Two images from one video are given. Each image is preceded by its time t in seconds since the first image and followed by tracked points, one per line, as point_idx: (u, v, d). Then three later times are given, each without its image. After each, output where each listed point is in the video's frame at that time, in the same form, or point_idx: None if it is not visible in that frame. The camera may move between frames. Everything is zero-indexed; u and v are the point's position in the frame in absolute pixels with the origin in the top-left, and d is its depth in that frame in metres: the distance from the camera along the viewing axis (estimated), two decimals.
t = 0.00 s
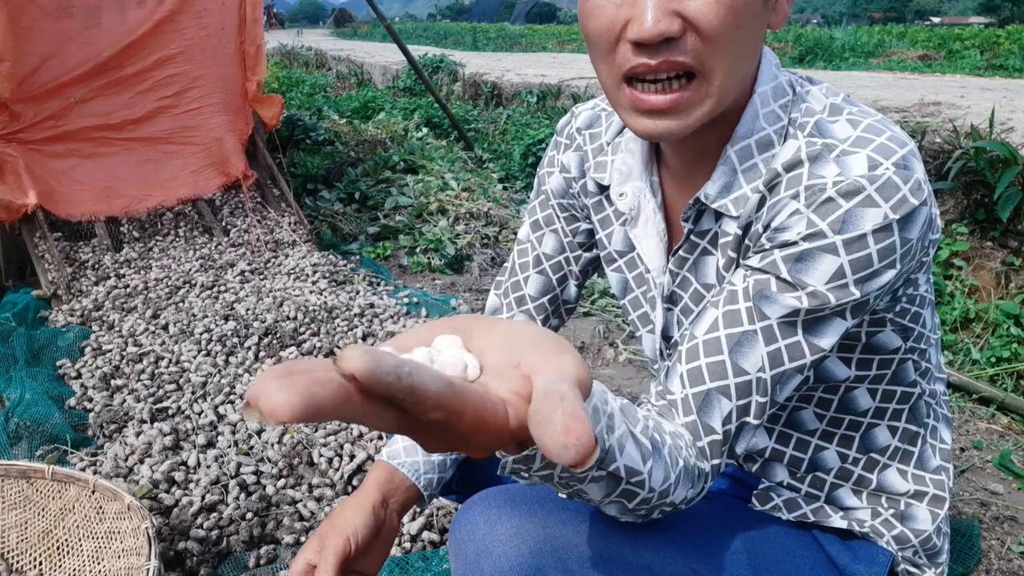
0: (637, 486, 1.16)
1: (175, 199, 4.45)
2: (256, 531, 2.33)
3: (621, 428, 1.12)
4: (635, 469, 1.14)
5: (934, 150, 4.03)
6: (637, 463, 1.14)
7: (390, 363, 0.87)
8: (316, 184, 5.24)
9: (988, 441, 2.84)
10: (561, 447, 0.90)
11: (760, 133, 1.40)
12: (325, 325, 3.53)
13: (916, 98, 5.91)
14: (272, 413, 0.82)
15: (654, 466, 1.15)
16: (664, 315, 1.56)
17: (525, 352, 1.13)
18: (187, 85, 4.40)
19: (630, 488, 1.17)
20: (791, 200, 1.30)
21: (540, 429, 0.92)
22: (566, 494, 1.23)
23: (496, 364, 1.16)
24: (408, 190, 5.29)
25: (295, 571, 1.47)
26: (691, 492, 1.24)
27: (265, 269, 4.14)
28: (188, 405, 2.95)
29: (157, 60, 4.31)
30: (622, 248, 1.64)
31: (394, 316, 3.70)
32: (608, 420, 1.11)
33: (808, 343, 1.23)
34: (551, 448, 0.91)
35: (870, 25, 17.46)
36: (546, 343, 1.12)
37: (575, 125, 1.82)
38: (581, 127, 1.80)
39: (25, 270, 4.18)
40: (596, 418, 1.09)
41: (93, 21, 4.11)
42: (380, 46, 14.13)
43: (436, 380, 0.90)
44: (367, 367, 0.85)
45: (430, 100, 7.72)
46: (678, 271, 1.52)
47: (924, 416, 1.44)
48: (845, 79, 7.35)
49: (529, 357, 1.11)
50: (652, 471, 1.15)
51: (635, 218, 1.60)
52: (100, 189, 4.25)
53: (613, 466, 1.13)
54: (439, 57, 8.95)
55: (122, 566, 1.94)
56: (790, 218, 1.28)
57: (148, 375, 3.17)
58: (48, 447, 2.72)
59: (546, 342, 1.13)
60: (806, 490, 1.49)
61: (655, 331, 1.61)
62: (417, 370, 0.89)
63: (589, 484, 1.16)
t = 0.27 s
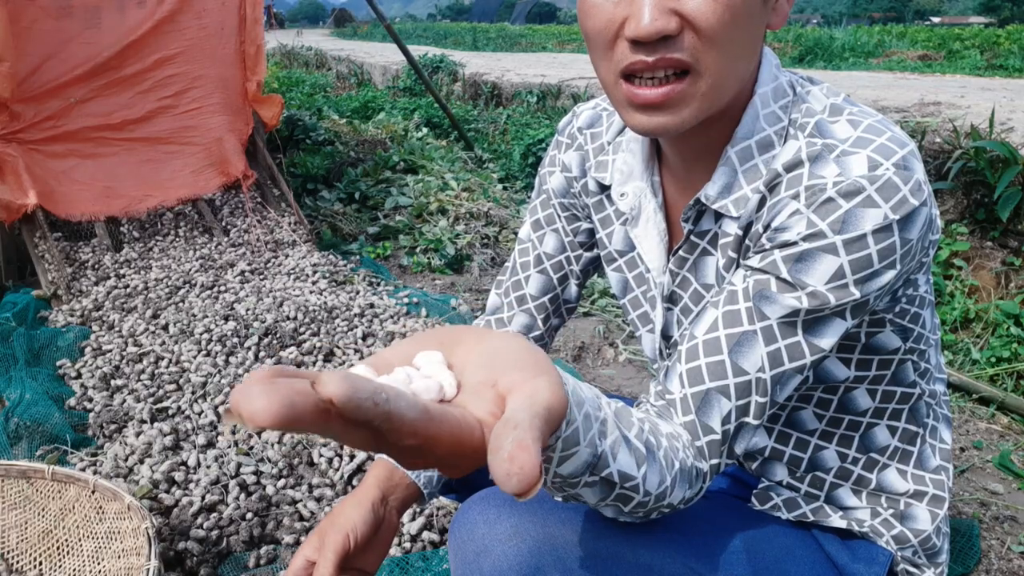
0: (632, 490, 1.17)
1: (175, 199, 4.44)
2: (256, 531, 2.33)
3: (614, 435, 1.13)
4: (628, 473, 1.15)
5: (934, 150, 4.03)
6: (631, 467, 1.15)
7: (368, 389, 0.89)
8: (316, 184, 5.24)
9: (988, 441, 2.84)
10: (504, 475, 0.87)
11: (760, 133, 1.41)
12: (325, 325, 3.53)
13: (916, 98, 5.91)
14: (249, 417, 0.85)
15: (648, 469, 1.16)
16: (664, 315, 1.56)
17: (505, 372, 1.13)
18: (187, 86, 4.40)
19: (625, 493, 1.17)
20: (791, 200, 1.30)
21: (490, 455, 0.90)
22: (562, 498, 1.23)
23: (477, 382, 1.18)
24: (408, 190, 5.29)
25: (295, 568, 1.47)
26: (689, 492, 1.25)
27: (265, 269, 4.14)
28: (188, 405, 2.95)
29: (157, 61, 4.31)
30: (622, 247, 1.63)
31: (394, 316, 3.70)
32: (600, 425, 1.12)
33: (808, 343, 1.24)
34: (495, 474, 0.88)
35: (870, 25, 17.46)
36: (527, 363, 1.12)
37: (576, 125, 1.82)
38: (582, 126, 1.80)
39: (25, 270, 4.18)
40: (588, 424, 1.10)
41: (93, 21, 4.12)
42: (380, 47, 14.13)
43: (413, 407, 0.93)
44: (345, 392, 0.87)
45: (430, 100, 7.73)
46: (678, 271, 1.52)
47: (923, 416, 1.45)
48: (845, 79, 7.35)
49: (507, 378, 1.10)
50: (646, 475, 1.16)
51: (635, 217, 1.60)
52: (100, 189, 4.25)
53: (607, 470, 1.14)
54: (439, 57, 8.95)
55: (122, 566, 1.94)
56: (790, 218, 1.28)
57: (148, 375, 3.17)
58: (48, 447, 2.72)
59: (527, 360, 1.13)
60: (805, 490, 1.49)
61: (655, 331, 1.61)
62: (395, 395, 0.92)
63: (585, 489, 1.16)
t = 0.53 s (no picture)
0: (633, 491, 1.17)
1: (175, 199, 4.44)
2: (256, 531, 2.33)
3: (616, 435, 1.13)
4: (630, 475, 1.15)
5: (934, 150, 4.03)
6: (632, 469, 1.15)
7: (365, 401, 0.90)
8: (316, 184, 5.24)
9: (988, 441, 2.84)
10: (491, 472, 0.87)
11: (760, 134, 1.41)
12: (325, 325, 3.53)
13: (916, 98, 5.91)
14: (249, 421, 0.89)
15: (649, 470, 1.16)
16: (665, 316, 1.56)
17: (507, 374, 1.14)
18: (187, 86, 4.40)
19: (626, 494, 1.17)
20: (792, 201, 1.30)
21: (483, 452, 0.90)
22: (563, 499, 1.23)
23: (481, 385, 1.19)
24: (408, 190, 5.29)
25: (296, 568, 1.48)
26: (689, 493, 1.24)
27: (265, 269, 4.14)
28: (188, 405, 2.95)
29: (157, 61, 4.31)
30: (623, 247, 1.63)
31: (394, 316, 3.70)
32: (602, 426, 1.12)
33: (809, 345, 1.24)
34: (483, 472, 0.88)
35: (870, 25, 17.47)
36: (528, 363, 1.12)
37: (577, 125, 1.82)
38: (583, 126, 1.80)
39: (25, 270, 4.18)
40: (590, 425, 1.10)
41: (93, 21, 4.12)
42: (381, 47, 14.13)
43: (410, 414, 0.95)
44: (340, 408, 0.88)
45: (430, 100, 7.73)
46: (678, 272, 1.52)
47: (924, 417, 1.44)
48: (845, 78, 7.35)
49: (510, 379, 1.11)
50: (648, 477, 1.16)
51: (635, 218, 1.60)
52: (100, 189, 4.25)
53: (607, 471, 1.14)
54: (439, 57, 8.95)
55: (121, 566, 1.94)
56: (790, 219, 1.28)
57: (148, 375, 3.17)
58: (48, 447, 2.71)
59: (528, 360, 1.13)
60: (806, 490, 1.49)
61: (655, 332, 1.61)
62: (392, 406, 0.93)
63: (586, 490, 1.16)
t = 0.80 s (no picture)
0: (632, 492, 1.17)
1: (174, 199, 4.44)
2: (256, 531, 2.33)
3: (615, 436, 1.13)
4: (629, 475, 1.15)
5: (934, 150, 4.03)
6: (631, 470, 1.15)
7: (350, 414, 0.91)
8: (316, 184, 5.24)
9: (988, 440, 2.84)
10: (489, 477, 0.87)
11: (761, 136, 1.41)
12: (325, 325, 3.53)
13: (916, 98, 5.91)
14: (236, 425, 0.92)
15: (649, 471, 1.16)
16: (665, 316, 1.56)
17: (501, 376, 1.14)
18: (187, 85, 4.40)
19: (625, 495, 1.17)
20: (792, 202, 1.30)
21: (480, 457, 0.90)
22: (563, 500, 1.23)
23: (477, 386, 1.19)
24: (408, 189, 5.28)
25: (295, 568, 1.48)
26: (689, 493, 1.24)
27: (264, 268, 4.14)
28: (188, 405, 2.95)
29: (157, 60, 4.31)
30: (623, 248, 1.63)
31: (394, 316, 3.70)
32: (600, 427, 1.12)
33: (808, 346, 1.24)
34: (481, 477, 0.87)
35: (870, 25, 17.46)
36: (524, 366, 1.12)
37: (578, 125, 1.82)
38: (583, 126, 1.80)
39: (25, 269, 4.17)
40: (588, 425, 1.10)
41: (93, 21, 4.12)
42: (381, 46, 14.13)
43: (398, 423, 0.95)
44: (324, 424, 0.89)
45: (430, 99, 7.73)
46: (678, 273, 1.52)
47: (924, 417, 1.44)
48: (845, 78, 7.35)
49: (505, 381, 1.11)
50: (647, 477, 1.16)
51: (636, 218, 1.60)
52: (100, 189, 4.25)
53: (605, 472, 1.14)
54: (439, 57, 8.94)
55: (121, 566, 1.94)
56: (790, 220, 1.28)
57: (148, 375, 3.16)
58: (48, 447, 2.71)
59: (524, 363, 1.13)
60: (806, 491, 1.49)
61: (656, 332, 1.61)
62: (379, 417, 0.93)
63: (585, 490, 1.16)
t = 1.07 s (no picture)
0: (631, 492, 1.17)
1: (175, 199, 4.44)
2: (256, 530, 2.33)
3: (615, 436, 1.13)
4: (629, 475, 1.15)
5: (934, 150, 4.03)
6: (631, 469, 1.15)
7: (338, 421, 0.91)
8: (316, 184, 5.24)
9: (988, 440, 2.83)
10: (495, 473, 0.87)
11: (761, 135, 1.41)
12: (325, 325, 3.53)
13: (916, 98, 5.91)
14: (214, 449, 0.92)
15: (649, 471, 1.16)
16: (665, 316, 1.56)
17: (501, 372, 1.14)
18: (187, 85, 4.40)
19: (624, 494, 1.17)
20: (792, 202, 1.30)
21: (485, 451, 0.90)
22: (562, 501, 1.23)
23: (476, 382, 1.19)
24: (408, 189, 5.28)
25: (295, 567, 1.49)
26: (689, 494, 1.24)
27: (265, 268, 4.14)
28: (188, 405, 2.95)
29: (157, 60, 4.31)
30: (623, 248, 1.63)
31: (394, 316, 3.70)
32: (600, 427, 1.12)
33: (809, 346, 1.24)
34: (486, 472, 0.88)
35: (871, 25, 17.43)
36: (522, 363, 1.12)
37: (578, 125, 1.81)
38: (583, 126, 1.80)
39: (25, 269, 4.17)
40: (587, 425, 1.10)
41: (93, 21, 4.12)
42: (382, 46, 14.12)
43: (388, 427, 0.95)
44: (312, 432, 0.89)
45: (429, 100, 7.73)
46: (678, 273, 1.52)
47: (925, 417, 1.44)
48: (845, 78, 7.35)
49: (505, 378, 1.11)
50: (646, 477, 1.16)
51: (636, 218, 1.60)
52: (100, 189, 4.25)
53: (604, 472, 1.14)
54: (438, 57, 8.94)
55: (121, 566, 1.94)
56: (790, 220, 1.28)
57: (148, 375, 3.16)
58: (48, 447, 2.71)
59: (522, 360, 1.13)
60: (806, 490, 1.49)
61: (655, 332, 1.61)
62: (370, 421, 0.93)
63: (584, 490, 1.16)
